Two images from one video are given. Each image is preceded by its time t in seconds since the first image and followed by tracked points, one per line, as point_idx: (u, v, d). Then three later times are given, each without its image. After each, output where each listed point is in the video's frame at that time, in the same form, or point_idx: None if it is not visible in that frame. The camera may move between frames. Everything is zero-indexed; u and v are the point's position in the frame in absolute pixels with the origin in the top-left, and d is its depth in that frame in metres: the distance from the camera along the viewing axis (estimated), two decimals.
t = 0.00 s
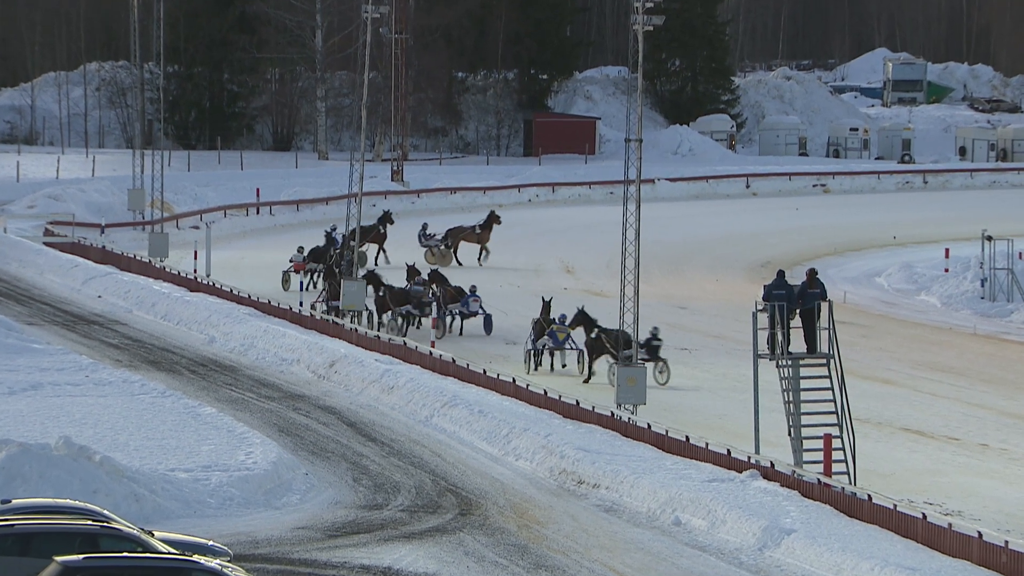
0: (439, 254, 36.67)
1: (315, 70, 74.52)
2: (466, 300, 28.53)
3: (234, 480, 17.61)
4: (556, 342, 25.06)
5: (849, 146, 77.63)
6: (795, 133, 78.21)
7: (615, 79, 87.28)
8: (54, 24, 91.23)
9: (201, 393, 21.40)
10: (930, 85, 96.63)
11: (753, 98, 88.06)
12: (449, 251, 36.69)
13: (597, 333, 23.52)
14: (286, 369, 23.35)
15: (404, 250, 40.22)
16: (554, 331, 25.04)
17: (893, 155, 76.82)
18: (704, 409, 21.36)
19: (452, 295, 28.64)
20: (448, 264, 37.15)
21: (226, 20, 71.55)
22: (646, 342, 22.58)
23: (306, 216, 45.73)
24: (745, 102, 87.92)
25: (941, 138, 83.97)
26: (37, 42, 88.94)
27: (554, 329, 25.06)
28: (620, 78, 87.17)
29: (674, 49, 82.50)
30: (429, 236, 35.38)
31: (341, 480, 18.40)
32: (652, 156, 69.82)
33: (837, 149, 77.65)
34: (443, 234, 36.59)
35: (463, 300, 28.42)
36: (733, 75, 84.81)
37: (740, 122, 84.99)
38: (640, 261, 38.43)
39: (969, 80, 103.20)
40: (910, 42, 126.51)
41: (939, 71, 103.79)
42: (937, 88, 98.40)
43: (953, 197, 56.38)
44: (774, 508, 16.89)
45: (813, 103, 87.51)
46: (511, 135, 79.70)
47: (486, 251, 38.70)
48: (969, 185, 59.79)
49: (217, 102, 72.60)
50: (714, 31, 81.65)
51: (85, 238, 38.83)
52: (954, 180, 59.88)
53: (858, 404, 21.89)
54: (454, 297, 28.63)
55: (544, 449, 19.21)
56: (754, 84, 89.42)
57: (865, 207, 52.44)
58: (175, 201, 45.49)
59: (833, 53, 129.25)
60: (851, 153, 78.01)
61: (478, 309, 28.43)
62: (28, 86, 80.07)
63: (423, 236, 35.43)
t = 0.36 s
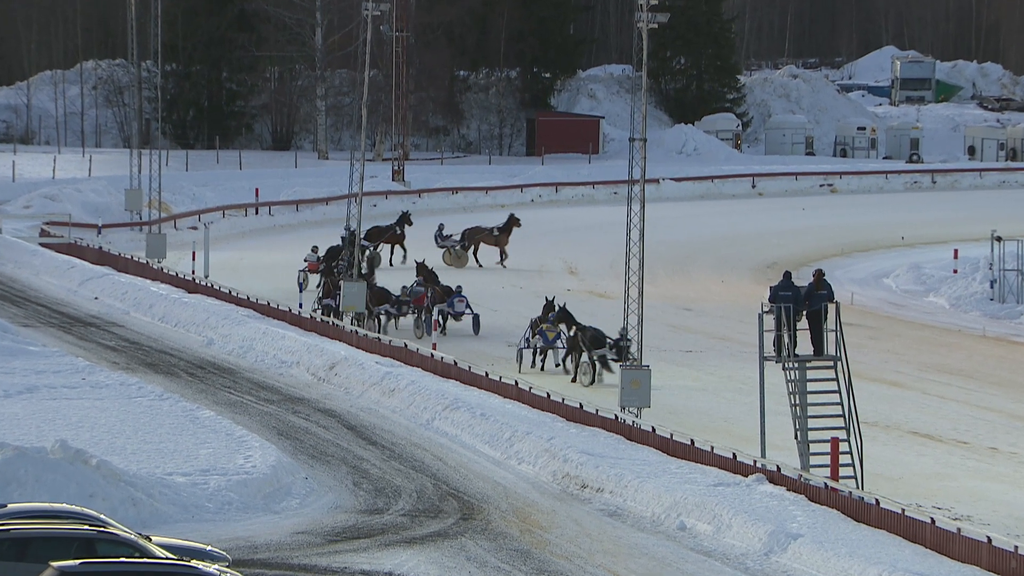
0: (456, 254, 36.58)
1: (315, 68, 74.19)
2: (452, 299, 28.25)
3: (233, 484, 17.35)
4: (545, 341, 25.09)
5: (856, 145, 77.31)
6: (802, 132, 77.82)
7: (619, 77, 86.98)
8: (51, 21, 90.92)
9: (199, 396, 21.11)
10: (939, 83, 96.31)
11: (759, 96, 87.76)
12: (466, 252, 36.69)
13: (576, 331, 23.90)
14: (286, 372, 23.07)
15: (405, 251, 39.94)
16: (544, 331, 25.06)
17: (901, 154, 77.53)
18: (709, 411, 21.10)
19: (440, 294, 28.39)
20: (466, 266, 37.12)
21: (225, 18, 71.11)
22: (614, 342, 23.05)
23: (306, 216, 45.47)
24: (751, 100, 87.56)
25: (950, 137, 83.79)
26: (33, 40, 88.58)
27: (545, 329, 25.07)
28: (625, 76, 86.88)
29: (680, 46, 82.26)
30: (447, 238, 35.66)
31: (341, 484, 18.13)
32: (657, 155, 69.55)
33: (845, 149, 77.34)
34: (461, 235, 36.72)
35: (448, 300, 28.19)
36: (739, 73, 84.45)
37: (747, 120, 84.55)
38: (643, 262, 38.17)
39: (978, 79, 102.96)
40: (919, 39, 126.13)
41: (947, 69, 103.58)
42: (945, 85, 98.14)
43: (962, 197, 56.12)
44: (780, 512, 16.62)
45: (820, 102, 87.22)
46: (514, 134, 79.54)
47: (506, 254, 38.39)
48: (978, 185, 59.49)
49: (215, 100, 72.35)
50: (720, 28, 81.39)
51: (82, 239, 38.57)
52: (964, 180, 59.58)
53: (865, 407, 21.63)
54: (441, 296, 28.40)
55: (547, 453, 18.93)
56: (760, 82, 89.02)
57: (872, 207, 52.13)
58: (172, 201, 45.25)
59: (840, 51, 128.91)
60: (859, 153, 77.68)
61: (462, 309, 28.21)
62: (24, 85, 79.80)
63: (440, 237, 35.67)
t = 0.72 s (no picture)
0: (473, 256, 36.42)
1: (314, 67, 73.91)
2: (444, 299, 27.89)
3: (231, 489, 17.08)
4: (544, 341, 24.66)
5: (863, 145, 76.91)
6: (808, 132, 77.44)
7: (622, 76, 86.78)
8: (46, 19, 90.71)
9: (196, 399, 20.80)
10: (947, 82, 95.99)
11: (765, 96, 87.47)
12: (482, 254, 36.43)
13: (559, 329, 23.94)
14: (284, 375, 22.76)
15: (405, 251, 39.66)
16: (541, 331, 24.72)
17: (909, 154, 75.72)
18: (713, 415, 20.82)
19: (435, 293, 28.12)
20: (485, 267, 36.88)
21: (223, 17, 71.03)
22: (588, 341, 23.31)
23: (304, 218, 45.22)
24: (757, 99, 87.26)
25: (958, 137, 83.60)
26: (28, 39, 88.38)
27: (540, 328, 24.69)
28: (628, 76, 86.68)
29: (684, 45, 81.81)
30: (462, 239, 35.58)
31: (341, 490, 17.85)
32: (661, 155, 69.27)
33: (851, 149, 76.95)
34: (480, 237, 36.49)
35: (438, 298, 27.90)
36: (744, 72, 84.15)
37: (752, 120, 84.16)
38: (645, 263, 37.89)
39: (987, 78, 102.76)
40: (926, 37, 125.74)
41: (956, 68, 103.42)
42: (953, 84, 97.87)
43: (971, 198, 55.77)
44: (785, 517, 16.33)
45: (827, 101, 87.00)
46: (515, 134, 79.37)
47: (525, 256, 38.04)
48: (987, 185, 59.22)
49: (212, 100, 72.14)
50: (725, 27, 81.07)
51: (78, 240, 38.29)
52: (972, 180, 59.33)
53: (872, 411, 21.35)
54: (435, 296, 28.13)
55: (549, 457, 18.64)
56: (766, 80, 88.72)
57: (879, 209, 51.81)
58: (169, 202, 45.00)
59: (847, 49, 128.69)
60: (866, 153, 77.27)
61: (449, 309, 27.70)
62: (19, 84, 79.69)
63: (456, 238, 35.64)
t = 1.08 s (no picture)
0: (487, 257, 36.23)
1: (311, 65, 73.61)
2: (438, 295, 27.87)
3: (226, 494, 16.81)
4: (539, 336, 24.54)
5: (868, 144, 76.38)
6: (812, 131, 77.12)
7: (623, 75, 86.50)
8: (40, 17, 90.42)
9: (191, 403, 20.50)
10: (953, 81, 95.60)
11: (768, 94, 87.12)
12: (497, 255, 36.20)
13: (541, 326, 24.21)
14: (281, 378, 22.46)
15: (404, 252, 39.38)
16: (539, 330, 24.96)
17: (914, 153, 76.76)
18: (715, 419, 20.55)
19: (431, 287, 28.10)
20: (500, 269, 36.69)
21: (218, 14, 70.94)
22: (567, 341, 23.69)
23: (301, 218, 44.99)
24: (760, 98, 86.94)
25: (965, 136, 83.27)
26: (21, 37, 88.07)
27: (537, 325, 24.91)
28: (629, 74, 86.42)
29: (686, 43, 81.68)
30: (477, 239, 35.49)
31: (338, 494, 17.58)
32: (664, 155, 68.97)
33: (856, 148, 76.54)
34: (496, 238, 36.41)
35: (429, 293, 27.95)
36: (747, 70, 83.77)
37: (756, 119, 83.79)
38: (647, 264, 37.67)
39: (994, 76, 102.54)
40: (933, 35, 125.34)
41: (963, 66, 103.30)
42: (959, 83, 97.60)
43: (978, 198, 55.45)
44: (789, 522, 16.06)
45: (831, 100, 86.71)
46: (515, 133, 78.92)
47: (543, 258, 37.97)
48: (993, 185, 58.91)
49: (208, 99, 71.74)
50: (728, 24, 80.76)
51: (71, 240, 38.01)
52: (979, 180, 59.05)
53: (877, 414, 21.08)
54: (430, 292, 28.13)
55: (549, 462, 18.35)
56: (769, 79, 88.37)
57: (885, 209, 51.52)
58: (164, 202, 44.75)
59: (851, 47, 128.46)
60: (871, 152, 76.73)
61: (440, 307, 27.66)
62: (12, 82, 79.42)
63: (471, 238, 35.61)
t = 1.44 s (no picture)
0: (502, 258, 35.97)
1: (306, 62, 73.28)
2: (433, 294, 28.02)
3: (220, 497, 16.54)
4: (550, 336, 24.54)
5: (872, 143, 76.07)
6: (815, 129, 76.88)
7: (623, 72, 86.20)
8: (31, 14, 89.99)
9: (184, 405, 20.22)
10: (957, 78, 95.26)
11: (770, 92, 86.91)
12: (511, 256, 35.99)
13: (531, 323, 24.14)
14: (275, 379, 22.16)
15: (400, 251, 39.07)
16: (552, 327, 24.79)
17: (918, 151, 75.10)
18: (716, 421, 20.28)
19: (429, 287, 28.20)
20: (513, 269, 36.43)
21: (211, 11, 70.63)
22: (548, 337, 23.51)
23: (296, 217, 44.73)
24: (762, 96, 86.76)
25: (970, 135, 82.95)
26: (13, 33, 87.64)
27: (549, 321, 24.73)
28: (629, 71, 86.10)
29: (687, 40, 81.55)
30: (493, 239, 34.89)
31: (334, 498, 17.30)
32: (664, 153, 68.68)
33: (860, 146, 76.20)
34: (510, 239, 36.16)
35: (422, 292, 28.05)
36: (749, 68, 83.38)
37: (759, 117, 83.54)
38: (646, 265, 37.43)
39: (999, 73, 102.40)
40: (937, 31, 125.01)
41: (968, 64, 103.14)
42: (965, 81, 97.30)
43: (982, 198, 55.13)
44: (791, 526, 15.80)
45: (834, 97, 86.32)
46: (514, 130, 78.73)
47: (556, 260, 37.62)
48: (998, 184, 58.64)
49: (202, 96, 71.28)
50: (728, 20, 80.47)
51: (62, 240, 37.72)
52: (983, 179, 58.81)
53: (881, 416, 20.81)
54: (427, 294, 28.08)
55: (548, 464, 18.07)
56: (771, 77, 88.11)
57: (887, 208, 51.24)
58: (157, 200, 44.45)
59: (855, 44, 128.27)
60: (875, 150, 76.48)
61: (431, 306, 27.78)
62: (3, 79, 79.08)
63: (487, 238, 35.07)
